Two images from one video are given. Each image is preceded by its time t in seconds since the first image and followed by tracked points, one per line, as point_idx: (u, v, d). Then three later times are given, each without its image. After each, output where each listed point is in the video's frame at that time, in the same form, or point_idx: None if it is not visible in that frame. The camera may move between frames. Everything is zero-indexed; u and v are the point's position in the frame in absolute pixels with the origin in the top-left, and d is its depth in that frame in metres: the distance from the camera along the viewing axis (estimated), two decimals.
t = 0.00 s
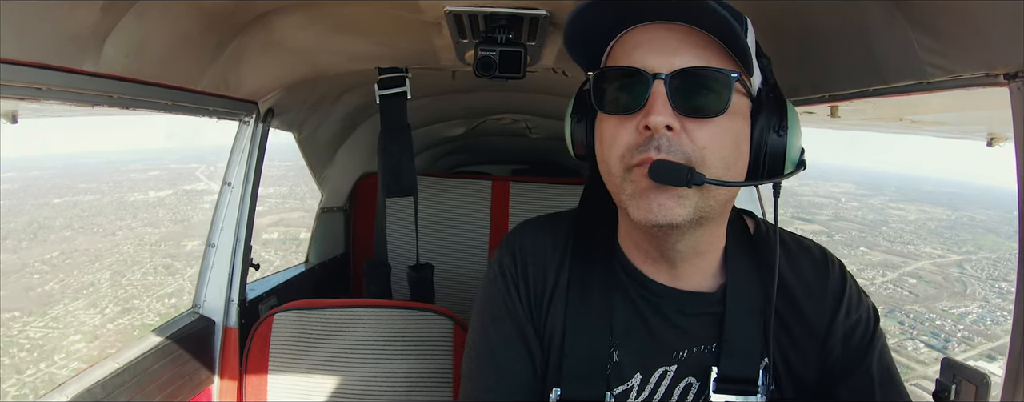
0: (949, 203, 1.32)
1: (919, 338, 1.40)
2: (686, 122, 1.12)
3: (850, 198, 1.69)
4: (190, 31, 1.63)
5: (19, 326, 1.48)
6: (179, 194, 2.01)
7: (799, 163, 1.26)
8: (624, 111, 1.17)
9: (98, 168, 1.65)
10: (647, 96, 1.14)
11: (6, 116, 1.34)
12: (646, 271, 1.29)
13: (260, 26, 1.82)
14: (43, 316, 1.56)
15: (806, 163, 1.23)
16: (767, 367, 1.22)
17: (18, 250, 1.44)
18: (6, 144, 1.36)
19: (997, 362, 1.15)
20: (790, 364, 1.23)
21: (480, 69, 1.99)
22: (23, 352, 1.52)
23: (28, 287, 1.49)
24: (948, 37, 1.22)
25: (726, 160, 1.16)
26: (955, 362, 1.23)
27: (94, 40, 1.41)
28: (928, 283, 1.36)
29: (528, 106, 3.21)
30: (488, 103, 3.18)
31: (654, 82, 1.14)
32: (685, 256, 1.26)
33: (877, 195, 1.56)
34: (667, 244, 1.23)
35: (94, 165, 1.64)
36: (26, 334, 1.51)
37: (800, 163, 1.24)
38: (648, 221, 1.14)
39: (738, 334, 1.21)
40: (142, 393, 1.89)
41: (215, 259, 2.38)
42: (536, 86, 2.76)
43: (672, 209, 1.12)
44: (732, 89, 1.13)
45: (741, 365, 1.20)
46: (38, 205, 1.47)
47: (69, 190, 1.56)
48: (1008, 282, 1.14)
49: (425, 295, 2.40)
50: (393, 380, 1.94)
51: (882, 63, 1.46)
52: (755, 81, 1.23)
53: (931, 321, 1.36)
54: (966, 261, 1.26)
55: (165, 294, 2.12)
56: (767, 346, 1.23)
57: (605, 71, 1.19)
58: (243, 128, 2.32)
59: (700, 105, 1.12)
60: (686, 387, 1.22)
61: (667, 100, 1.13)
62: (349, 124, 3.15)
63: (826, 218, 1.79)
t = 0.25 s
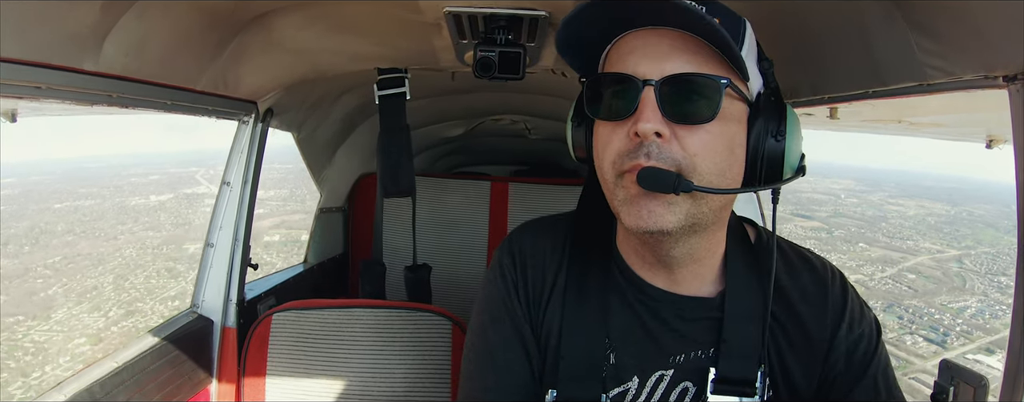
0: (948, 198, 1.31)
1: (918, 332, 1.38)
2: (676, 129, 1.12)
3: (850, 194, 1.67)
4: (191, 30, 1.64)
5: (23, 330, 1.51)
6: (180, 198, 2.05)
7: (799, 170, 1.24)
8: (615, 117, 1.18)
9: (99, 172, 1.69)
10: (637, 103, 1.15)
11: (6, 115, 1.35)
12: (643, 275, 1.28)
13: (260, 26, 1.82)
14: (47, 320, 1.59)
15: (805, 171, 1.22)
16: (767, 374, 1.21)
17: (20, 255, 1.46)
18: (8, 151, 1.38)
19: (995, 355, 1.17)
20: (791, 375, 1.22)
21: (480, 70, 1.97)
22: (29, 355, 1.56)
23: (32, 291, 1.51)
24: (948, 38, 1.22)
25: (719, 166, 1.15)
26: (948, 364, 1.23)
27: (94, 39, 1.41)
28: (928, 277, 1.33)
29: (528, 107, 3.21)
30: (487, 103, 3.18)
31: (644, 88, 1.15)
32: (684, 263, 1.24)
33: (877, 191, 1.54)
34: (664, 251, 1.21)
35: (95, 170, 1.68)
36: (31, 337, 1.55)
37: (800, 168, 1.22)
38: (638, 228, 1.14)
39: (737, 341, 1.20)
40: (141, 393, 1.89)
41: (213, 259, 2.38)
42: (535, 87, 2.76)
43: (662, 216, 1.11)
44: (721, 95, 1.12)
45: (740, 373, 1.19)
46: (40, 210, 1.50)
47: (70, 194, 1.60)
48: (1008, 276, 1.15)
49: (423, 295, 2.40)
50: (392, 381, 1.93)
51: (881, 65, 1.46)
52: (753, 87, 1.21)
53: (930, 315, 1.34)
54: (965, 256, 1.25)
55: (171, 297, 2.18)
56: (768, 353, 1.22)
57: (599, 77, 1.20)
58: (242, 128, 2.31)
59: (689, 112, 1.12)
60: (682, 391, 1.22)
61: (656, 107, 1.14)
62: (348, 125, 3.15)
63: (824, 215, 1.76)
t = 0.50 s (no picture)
0: (948, 193, 1.30)
1: (916, 326, 1.39)
2: (661, 128, 1.12)
3: (850, 191, 1.67)
4: (192, 28, 1.64)
5: (27, 334, 1.55)
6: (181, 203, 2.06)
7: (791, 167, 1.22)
8: (601, 118, 1.18)
9: (98, 180, 1.69)
10: (620, 103, 1.15)
11: (6, 112, 1.34)
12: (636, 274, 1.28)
13: (261, 24, 1.83)
14: (50, 325, 1.62)
15: (797, 167, 1.19)
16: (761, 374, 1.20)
17: (23, 260, 1.48)
18: (10, 157, 1.38)
19: (994, 348, 1.17)
20: (786, 375, 1.21)
21: (480, 68, 2.00)
22: (35, 359, 1.60)
23: (35, 295, 1.53)
24: (948, 39, 1.22)
25: (705, 165, 1.15)
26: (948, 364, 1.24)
27: (94, 37, 1.41)
28: (926, 272, 1.35)
29: (529, 106, 3.20)
30: (488, 102, 3.18)
31: (627, 88, 1.15)
32: (674, 262, 1.24)
33: (875, 186, 1.54)
34: (654, 251, 1.21)
35: (94, 175, 1.67)
36: (35, 342, 1.58)
37: (792, 165, 1.20)
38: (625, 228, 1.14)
39: (730, 339, 1.20)
40: (140, 390, 1.92)
41: (214, 256, 2.38)
42: (536, 85, 2.76)
43: (648, 215, 1.11)
44: (704, 93, 1.12)
45: (733, 372, 1.19)
46: (40, 215, 1.50)
47: (71, 199, 1.59)
48: (1006, 270, 1.15)
49: (422, 293, 2.40)
50: (390, 378, 1.94)
51: (881, 65, 1.46)
52: (742, 84, 1.20)
53: (928, 310, 1.35)
54: (964, 250, 1.26)
55: (173, 301, 2.21)
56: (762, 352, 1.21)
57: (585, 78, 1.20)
58: (243, 125, 2.31)
59: (673, 111, 1.12)
60: (675, 391, 1.22)
61: (638, 107, 1.13)
62: (349, 123, 3.15)
63: (824, 211, 1.76)
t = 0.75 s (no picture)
0: (945, 189, 1.31)
1: (913, 321, 1.40)
2: (670, 128, 1.12)
3: (846, 187, 1.68)
4: (192, 30, 1.64)
5: (31, 339, 1.54)
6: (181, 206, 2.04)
7: (801, 169, 1.23)
8: (610, 117, 1.19)
9: (98, 184, 1.67)
10: (631, 103, 1.16)
11: (6, 115, 1.34)
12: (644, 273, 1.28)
13: (262, 25, 1.83)
14: (54, 329, 1.62)
15: (807, 171, 1.21)
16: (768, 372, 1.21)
17: (24, 266, 1.47)
18: (9, 163, 1.38)
19: (992, 341, 1.20)
20: (793, 373, 1.23)
21: (480, 68, 2.00)
22: (37, 363, 1.59)
23: (37, 301, 1.53)
24: (949, 36, 1.22)
25: (713, 164, 1.15)
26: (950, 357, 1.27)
27: (95, 39, 1.41)
28: (924, 267, 1.35)
29: (529, 105, 3.21)
30: (489, 101, 3.18)
31: (637, 88, 1.15)
32: (684, 261, 1.24)
33: (874, 183, 1.54)
34: (663, 250, 1.22)
35: (93, 180, 1.66)
36: (39, 346, 1.58)
37: (801, 167, 1.22)
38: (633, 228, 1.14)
39: (737, 336, 1.21)
40: (144, 393, 1.91)
41: (216, 258, 2.38)
42: (536, 85, 2.76)
43: (656, 215, 1.11)
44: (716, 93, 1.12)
45: (740, 370, 1.19)
46: (40, 221, 1.49)
47: (71, 204, 1.59)
48: (1004, 264, 1.18)
49: (425, 293, 2.40)
50: (395, 379, 1.94)
51: (883, 62, 1.46)
52: (753, 85, 1.21)
53: (925, 305, 1.36)
54: (962, 245, 1.26)
55: (176, 304, 2.22)
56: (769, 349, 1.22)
57: (596, 75, 1.21)
58: (244, 128, 2.31)
59: (683, 111, 1.12)
60: (683, 390, 1.22)
61: (648, 107, 1.14)
62: (350, 124, 3.15)
63: (822, 208, 1.77)
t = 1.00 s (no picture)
0: (940, 185, 1.33)
1: (910, 316, 1.44)
2: (682, 127, 1.13)
3: (844, 184, 1.70)
4: (192, 33, 1.63)
5: (34, 342, 1.54)
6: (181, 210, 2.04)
7: (812, 169, 1.23)
8: (621, 115, 1.19)
9: (94, 189, 1.66)
10: (642, 102, 1.16)
11: (6, 120, 1.34)
12: (654, 273, 1.28)
13: (261, 27, 1.82)
14: (56, 332, 1.61)
15: (816, 171, 1.21)
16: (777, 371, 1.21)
17: (24, 270, 1.46)
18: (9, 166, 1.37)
19: (987, 335, 1.23)
20: (800, 370, 1.23)
21: (480, 69, 1.99)
22: (40, 366, 1.59)
23: (39, 304, 1.52)
24: (950, 33, 1.23)
25: (723, 164, 1.16)
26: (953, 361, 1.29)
27: (95, 43, 1.41)
28: (921, 262, 1.39)
29: (529, 106, 3.21)
30: (488, 102, 3.18)
31: (649, 86, 1.16)
32: (694, 259, 1.25)
33: (872, 179, 1.56)
34: (671, 248, 1.22)
35: (93, 185, 1.65)
36: (42, 349, 1.57)
37: (811, 167, 1.23)
38: (644, 226, 1.15)
39: (746, 334, 1.21)
40: (148, 395, 1.92)
41: (218, 261, 2.38)
42: (536, 85, 2.77)
43: (667, 215, 1.12)
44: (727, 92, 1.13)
45: (749, 368, 1.20)
46: (40, 226, 1.48)
47: (68, 209, 1.58)
48: (1001, 259, 1.21)
49: (428, 295, 2.40)
50: (399, 381, 1.93)
51: (883, 60, 1.47)
52: (764, 86, 1.22)
53: (922, 299, 1.39)
54: (959, 240, 1.29)
55: (176, 306, 2.19)
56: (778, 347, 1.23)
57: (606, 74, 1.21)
58: (245, 130, 2.32)
59: (695, 110, 1.13)
60: (694, 388, 1.23)
61: (660, 105, 1.15)
62: (350, 126, 3.15)
63: (819, 204, 1.80)
